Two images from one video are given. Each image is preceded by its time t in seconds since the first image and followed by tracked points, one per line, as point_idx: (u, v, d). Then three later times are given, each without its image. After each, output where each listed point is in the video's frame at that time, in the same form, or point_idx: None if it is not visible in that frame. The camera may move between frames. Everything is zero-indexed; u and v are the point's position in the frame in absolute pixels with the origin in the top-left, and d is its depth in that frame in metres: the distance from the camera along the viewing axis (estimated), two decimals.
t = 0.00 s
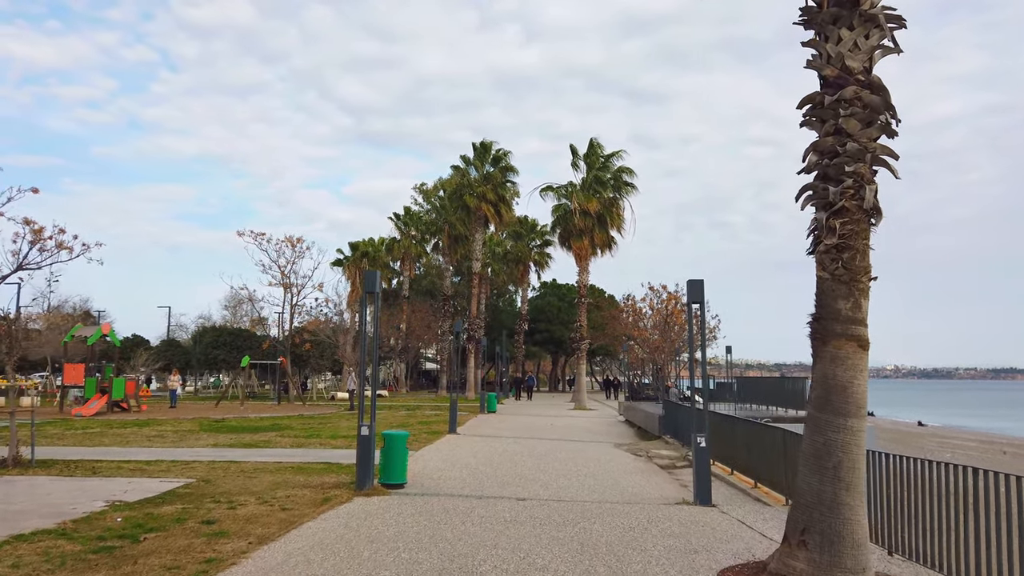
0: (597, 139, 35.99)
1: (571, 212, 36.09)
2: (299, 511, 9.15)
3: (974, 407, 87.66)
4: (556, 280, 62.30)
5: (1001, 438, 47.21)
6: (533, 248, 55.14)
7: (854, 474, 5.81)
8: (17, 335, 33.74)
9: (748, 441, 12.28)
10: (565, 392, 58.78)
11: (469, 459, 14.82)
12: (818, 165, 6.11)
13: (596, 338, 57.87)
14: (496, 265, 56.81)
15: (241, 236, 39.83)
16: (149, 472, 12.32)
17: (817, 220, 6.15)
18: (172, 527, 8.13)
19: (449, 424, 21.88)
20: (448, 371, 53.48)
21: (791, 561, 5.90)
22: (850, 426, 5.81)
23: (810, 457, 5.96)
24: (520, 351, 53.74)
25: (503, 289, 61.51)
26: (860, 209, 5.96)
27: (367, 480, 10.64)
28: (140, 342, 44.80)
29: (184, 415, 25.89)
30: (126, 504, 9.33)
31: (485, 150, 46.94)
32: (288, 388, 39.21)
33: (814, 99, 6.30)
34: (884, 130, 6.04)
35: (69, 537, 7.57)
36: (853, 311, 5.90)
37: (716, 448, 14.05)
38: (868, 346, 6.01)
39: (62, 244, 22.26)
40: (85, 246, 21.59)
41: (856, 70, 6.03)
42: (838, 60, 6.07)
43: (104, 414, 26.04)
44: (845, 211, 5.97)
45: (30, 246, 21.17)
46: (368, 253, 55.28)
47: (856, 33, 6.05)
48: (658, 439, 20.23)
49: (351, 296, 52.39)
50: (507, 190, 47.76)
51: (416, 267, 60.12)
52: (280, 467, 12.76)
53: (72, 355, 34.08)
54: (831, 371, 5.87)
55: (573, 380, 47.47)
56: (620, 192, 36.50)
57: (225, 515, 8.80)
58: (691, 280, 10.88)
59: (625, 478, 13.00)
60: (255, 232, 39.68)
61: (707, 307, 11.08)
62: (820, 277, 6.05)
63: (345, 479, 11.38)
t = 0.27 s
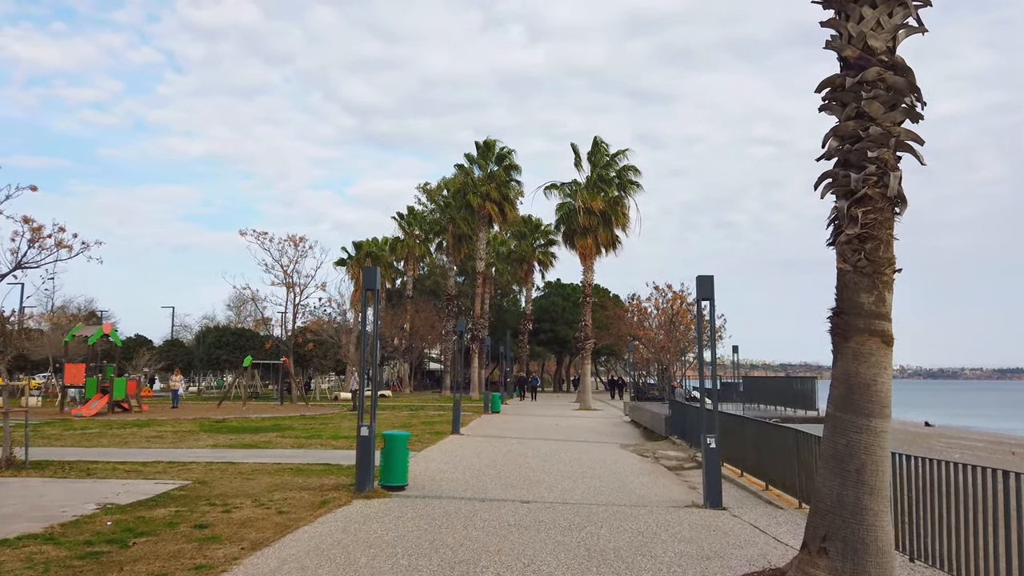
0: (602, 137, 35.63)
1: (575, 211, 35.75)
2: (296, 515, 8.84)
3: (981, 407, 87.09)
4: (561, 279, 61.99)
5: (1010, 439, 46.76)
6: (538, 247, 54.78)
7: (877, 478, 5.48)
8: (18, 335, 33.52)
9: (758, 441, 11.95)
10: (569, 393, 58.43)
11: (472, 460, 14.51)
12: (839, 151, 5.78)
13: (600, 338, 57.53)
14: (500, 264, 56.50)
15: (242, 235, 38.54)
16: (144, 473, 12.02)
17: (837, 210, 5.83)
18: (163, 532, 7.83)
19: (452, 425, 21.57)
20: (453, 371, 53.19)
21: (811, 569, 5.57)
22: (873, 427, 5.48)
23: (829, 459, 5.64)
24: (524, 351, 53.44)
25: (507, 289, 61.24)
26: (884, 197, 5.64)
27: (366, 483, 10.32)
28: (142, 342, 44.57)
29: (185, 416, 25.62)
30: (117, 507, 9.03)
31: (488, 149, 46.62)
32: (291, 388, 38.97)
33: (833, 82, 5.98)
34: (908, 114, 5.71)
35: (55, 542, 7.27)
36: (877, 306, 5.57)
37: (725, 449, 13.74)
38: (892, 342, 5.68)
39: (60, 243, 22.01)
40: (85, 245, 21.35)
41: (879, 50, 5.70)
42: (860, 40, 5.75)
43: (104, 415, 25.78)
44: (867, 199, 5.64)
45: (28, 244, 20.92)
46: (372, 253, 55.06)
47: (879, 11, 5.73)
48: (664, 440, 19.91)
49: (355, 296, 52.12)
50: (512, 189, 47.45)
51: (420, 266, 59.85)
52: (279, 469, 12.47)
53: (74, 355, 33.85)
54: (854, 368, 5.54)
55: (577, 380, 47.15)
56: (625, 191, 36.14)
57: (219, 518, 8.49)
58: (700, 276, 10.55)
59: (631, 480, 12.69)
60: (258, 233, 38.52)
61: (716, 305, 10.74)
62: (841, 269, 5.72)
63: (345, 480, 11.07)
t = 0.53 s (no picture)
0: (603, 136, 35.30)
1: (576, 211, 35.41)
2: (287, 524, 8.51)
3: (985, 408, 86.61)
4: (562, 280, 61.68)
5: (1014, 440, 46.38)
6: (539, 248, 54.52)
7: (899, 491, 5.16)
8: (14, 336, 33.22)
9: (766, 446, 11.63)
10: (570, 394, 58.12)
11: (472, 465, 14.18)
12: (857, 144, 5.46)
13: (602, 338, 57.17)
14: (501, 265, 56.19)
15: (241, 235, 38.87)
16: (134, 479, 11.72)
17: (856, 207, 5.51)
18: (147, 544, 7.50)
19: (451, 427, 21.24)
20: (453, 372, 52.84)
21: None
22: (894, 437, 5.16)
23: (848, 471, 5.33)
24: (525, 352, 53.09)
25: (507, 289, 60.98)
26: (905, 193, 5.32)
27: (362, 489, 10.03)
28: (141, 343, 44.29)
29: (181, 418, 25.29)
30: (102, 515, 8.72)
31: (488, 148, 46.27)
32: (289, 389, 38.66)
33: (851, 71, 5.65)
34: (932, 104, 5.37)
35: (33, 556, 6.95)
36: (897, 308, 5.25)
37: (732, 453, 13.44)
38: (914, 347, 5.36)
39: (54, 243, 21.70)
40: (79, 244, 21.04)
41: (900, 37, 5.39)
42: (880, 26, 5.43)
43: (99, 417, 25.45)
44: (889, 195, 5.32)
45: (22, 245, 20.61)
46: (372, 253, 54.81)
47: None
48: (667, 443, 19.60)
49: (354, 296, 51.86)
50: (512, 188, 47.13)
51: (420, 266, 59.61)
52: (272, 474, 12.15)
53: (70, 356, 33.59)
54: (874, 374, 5.23)
55: (578, 381, 46.81)
56: (627, 191, 35.80)
57: (207, 528, 8.17)
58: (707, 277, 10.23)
59: (634, 486, 12.38)
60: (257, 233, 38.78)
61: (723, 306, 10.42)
62: (860, 270, 5.40)
63: (339, 487, 10.75)
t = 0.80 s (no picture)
0: (603, 134, 35.01)
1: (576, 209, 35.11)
2: (276, 527, 8.22)
3: (987, 408, 86.19)
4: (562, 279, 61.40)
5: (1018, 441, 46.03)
6: (539, 247, 54.28)
7: (920, 494, 4.85)
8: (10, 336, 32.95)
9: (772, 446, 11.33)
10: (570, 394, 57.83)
11: (470, 466, 13.87)
12: (874, 127, 5.16)
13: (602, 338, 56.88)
14: (500, 264, 55.89)
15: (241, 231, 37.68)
16: (122, 480, 11.44)
17: (872, 192, 5.20)
18: (129, 549, 7.20)
19: (450, 427, 20.93)
20: (453, 372, 52.54)
21: None
22: (914, 437, 4.85)
23: (864, 473, 5.02)
24: (525, 351, 52.78)
25: (508, 288, 60.71)
26: (925, 178, 5.01)
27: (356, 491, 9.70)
28: (138, 342, 44.01)
29: (176, 418, 24.99)
30: (85, 518, 8.43)
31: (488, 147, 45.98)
32: (287, 389, 38.37)
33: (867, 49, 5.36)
34: (953, 84, 5.08)
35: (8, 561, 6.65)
36: (917, 299, 4.94)
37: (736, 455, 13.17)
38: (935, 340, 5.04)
39: (47, 240, 21.41)
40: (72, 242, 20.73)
41: (919, 14, 5.10)
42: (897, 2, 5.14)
43: (94, 417, 25.15)
44: (907, 180, 5.01)
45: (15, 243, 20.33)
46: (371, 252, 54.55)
47: None
48: (668, 444, 19.29)
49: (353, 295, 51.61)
50: (512, 187, 46.84)
51: (420, 265, 59.40)
52: (264, 476, 11.84)
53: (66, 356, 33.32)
54: (892, 370, 4.92)
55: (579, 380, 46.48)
56: (627, 189, 35.49)
57: (193, 532, 7.88)
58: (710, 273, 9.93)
59: (636, 487, 12.09)
60: (255, 231, 37.69)
61: (728, 302, 10.12)
62: (877, 259, 5.09)
63: (333, 489, 10.43)
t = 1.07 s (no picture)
0: (603, 136, 34.68)
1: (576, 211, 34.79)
2: (265, 540, 7.90)
3: (990, 411, 85.77)
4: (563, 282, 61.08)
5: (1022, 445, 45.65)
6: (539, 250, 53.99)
7: (945, 511, 4.54)
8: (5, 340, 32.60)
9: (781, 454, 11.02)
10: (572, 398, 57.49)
11: (467, 474, 13.54)
12: (893, 119, 4.85)
13: (604, 341, 56.55)
14: (501, 267, 55.52)
15: (238, 235, 36.67)
16: (110, 490, 11.11)
17: (892, 188, 4.88)
18: (109, 564, 6.87)
19: (449, 432, 20.59)
20: (453, 376, 52.19)
21: None
22: (939, 449, 4.53)
23: (885, 488, 4.71)
24: (526, 355, 52.42)
25: (508, 291, 60.40)
26: (950, 172, 4.69)
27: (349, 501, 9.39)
28: (136, 347, 43.67)
29: (173, 423, 24.67)
30: (67, 532, 8.10)
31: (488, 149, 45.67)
32: (286, 393, 38.02)
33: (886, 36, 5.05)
34: (979, 72, 4.76)
35: None
36: (941, 303, 4.62)
37: (742, 462, 12.87)
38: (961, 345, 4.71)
39: (40, 243, 21.06)
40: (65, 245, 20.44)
41: None
42: None
43: (90, 422, 24.83)
44: (930, 174, 4.70)
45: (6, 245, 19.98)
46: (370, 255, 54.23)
47: None
48: (671, 450, 18.95)
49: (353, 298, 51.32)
50: (512, 189, 46.52)
51: (420, 268, 59.18)
52: (256, 485, 11.52)
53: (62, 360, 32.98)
54: (915, 378, 4.60)
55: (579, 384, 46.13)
56: (628, 190, 35.18)
57: (178, 546, 7.55)
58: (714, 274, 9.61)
59: (639, 496, 11.77)
60: (254, 235, 36.53)
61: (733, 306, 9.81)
62: (898, 259, 4.77)
63: (326, 499, 10.13)
